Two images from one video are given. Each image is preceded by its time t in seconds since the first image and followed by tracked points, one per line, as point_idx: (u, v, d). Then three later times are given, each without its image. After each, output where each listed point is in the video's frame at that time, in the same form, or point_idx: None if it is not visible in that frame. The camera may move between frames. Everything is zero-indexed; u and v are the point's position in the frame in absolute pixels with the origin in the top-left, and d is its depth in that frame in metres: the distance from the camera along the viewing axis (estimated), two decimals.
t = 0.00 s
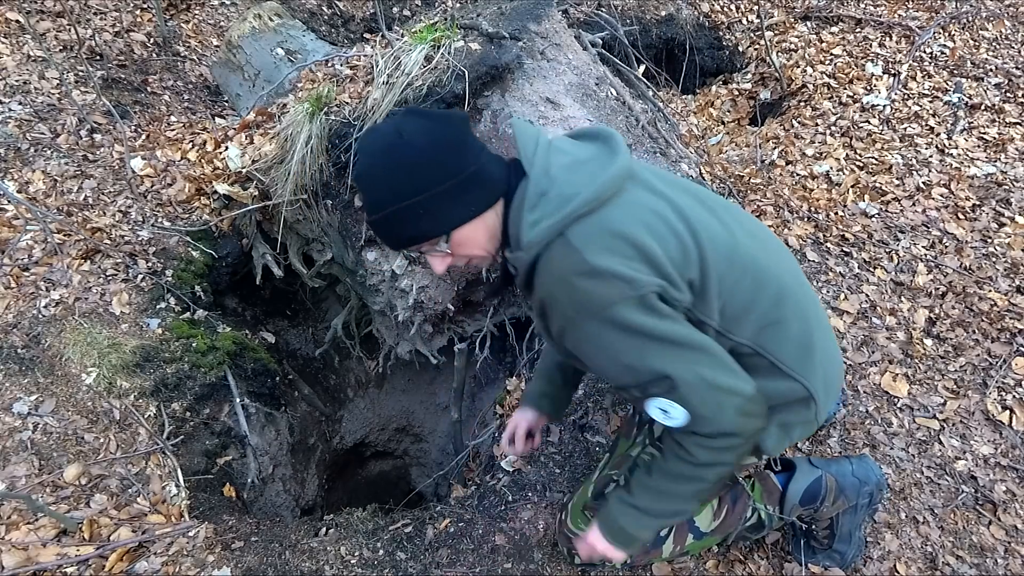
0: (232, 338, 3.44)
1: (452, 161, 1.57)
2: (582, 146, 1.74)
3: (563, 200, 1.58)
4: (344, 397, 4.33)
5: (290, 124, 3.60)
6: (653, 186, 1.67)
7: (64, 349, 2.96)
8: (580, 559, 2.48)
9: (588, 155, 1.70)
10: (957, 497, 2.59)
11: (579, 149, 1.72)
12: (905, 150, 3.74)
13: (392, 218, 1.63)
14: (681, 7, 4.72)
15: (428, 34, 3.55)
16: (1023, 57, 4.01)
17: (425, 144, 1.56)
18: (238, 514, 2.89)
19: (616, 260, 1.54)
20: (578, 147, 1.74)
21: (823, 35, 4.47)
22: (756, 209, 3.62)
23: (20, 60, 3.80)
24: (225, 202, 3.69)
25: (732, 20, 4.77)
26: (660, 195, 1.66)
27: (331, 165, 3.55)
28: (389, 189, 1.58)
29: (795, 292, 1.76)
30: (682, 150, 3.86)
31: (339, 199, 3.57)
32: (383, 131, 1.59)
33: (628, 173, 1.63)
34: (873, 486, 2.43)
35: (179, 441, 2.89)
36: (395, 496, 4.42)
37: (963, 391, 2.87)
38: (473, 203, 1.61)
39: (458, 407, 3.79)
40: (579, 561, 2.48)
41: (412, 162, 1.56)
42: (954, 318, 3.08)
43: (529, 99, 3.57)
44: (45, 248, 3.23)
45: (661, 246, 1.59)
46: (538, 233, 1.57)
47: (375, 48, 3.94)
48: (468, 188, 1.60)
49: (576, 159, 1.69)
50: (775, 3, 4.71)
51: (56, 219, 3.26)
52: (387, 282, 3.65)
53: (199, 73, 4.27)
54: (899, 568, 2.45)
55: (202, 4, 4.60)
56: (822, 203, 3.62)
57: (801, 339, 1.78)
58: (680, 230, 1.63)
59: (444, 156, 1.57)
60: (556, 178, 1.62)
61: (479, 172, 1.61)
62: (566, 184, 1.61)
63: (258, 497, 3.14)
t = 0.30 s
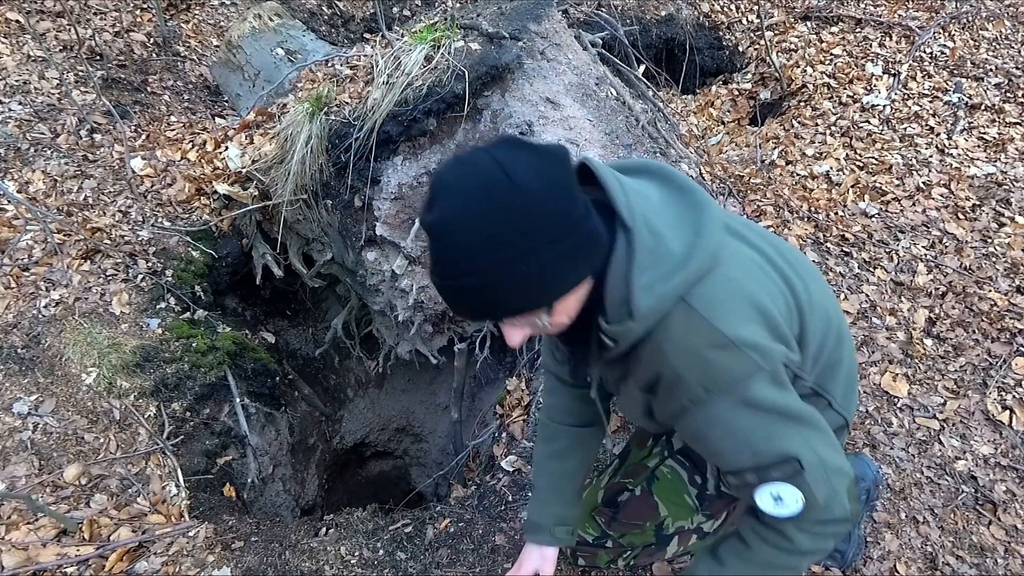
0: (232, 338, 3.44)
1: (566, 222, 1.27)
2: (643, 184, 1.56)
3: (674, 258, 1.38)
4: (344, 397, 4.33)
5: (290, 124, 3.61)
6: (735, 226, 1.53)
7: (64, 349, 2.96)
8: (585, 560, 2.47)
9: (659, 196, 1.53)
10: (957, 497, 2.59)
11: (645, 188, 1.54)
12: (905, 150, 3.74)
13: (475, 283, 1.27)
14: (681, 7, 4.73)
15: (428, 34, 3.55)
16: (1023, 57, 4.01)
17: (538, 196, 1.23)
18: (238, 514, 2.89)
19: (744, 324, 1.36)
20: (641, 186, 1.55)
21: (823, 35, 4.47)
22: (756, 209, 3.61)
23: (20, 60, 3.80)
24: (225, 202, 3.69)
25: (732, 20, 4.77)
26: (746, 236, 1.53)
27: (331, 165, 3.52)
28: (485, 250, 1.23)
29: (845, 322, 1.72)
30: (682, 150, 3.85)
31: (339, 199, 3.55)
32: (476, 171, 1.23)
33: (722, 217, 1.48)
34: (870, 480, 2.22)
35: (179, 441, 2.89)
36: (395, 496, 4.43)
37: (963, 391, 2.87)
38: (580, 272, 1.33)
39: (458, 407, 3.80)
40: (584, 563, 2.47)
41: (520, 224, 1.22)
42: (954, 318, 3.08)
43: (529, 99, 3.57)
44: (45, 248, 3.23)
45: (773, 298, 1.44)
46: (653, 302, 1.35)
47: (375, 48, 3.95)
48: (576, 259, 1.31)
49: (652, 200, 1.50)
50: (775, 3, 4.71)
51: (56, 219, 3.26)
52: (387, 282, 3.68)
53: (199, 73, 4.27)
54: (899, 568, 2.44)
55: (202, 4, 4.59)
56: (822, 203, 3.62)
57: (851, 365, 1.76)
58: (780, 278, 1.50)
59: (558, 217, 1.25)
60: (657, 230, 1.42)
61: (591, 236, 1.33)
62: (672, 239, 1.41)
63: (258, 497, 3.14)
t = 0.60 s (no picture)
0: (232, 339, 3.45)
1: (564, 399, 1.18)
2: (622, 292, 1.47)
3: (677, 411, 1.35)
4: (344, 397, 4.33)
5: (290, 124, 3.61)
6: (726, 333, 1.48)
7: (64, 349, 2.96)
8: (588, 561, 2.48)
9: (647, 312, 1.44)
10: (957, 497, 2.60)
11: (628, 301, 1.45)
12: (905, 150, 3.74)
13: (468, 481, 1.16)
14: (681, 8, 4.73)
15: (428, 34, 3.55)
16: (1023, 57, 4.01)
17: (530, 385, 1.12)
18: (239, 514, 2.89)
19: (744, 460, 1.39)
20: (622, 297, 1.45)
21: (823, 35, 4.47)
22: (756, 209, 3.60)
23: (20, 60, 3.80)
24: (225, 202, 3.69)
25: (732, 20, 4.77)
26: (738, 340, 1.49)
27: (331, 165, 3.55)
28: (482, 453, 1.12)
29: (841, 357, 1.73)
30: (683, 150, 3.85)
31: (339, 199, 3.58)
32: (452, 366, 1.12)
33: (716, 336, 1.43)
34: (866, 477, 2.35)
35: (179, 441, 2.89)
36: (395, 496, 4.31)
37: (963, 391, 2.87)
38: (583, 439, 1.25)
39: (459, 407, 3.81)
40: (587, 564, 2.48)
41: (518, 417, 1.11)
42: (954, 318, 3.08)
43: (529, 99, 3.57)
44: (45, 248, 3.23)
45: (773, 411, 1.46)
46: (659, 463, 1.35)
47: (375, 48, 3.95)
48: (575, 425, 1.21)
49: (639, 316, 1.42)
50: (775, 3, 4.70)
51: (56, 219, 3.26)
52: (387, 282, 3.71)
53: (199, 73, 4.27)
54: (899, 568, 2.46)
55: (202, 4, 4.59)
56: (822, 203, 3.62)
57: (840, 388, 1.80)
58: (775, 390, 1.47)
59: (555, 390, 1.16)
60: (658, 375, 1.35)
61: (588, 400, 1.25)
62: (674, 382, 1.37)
63: (258, 497, 3.14)
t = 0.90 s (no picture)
0: (232, 339, 3.46)
1: None
2: (449, 455, 1.16)
3: None
4: (344, 397, 4.34)
5: (290, 123, 3.60)
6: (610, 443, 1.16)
7: (64, 349, 2.95)
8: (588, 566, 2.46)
9: (497, 461, 1.15)
10: (957, 497, 2.60)
11: (460, 464, 1.14)
12: (905, 150, 3.74)
13: None
14: (681, 8, 4.73)
15: (428, 34, 3.55)
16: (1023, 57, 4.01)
17: None
18: (239, 514, 2.89)
19: None
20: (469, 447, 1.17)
21: (823, 35, 4.47)
22: (756, 209, 3.59)
23: (20, 60, 3.80)
24: (225, 202, 3.69)
25: (732, 20, 4.76)
26: (606, 442, 1.17)
27: (331, 165, 3.55)
28: None
29: (761, 365, 1.39)
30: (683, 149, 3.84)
31: (339, 199, 3.59)
32: None
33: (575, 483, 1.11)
34: (848, 457, 2.46)
35: (179, 441, 2.89)
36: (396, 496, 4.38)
37: (963, 391, 2.87)
38: None
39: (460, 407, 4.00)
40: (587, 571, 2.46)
41: None
42: (954, 318, 3.08)
43: (529, 99, 3.57)
44: (45, 248, 3.23)
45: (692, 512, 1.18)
46: None
47: (375, 48, 3.95)
48: None
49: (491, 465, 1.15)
50: (775, 3, 4.70)
51: (56, 219, 3.25)
52: (387, 282, 3.72)
53: (199, 73, 4.26)
54: (899, 568, 2.47)
55: (202, 4, 4.59)
56: (822, 203, 3.62)
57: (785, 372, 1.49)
58: (678, 504, 1.17)
59: None
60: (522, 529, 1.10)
61: None
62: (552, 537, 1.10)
63: (258, 497, 3.14)
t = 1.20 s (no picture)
0: (232, 339, 3.46)
1: None
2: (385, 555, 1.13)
3: None
4: (344, 397, 4.34)
5: (290, 123, 3.61)
6: (544, 513, 1.09)
7: (64, 349, 2.95)
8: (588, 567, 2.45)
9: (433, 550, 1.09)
10: (957, 497, 2.60)
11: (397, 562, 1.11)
12: (905, 150, 3.74)
13: None
14: (681, 8, 4.72)
15: (428, 34, 3.55)
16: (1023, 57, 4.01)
17: None
18: (239, 514, 2.89)
19: None
20: (401, 542, 1.13)
21: (823, 35, 4.47)
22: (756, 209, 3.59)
23: (20, 60, 3.80)
24: (225, 202, 3.69)
25: (732, 20, 4.75)
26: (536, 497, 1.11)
27: (331, 165, 3.55)
28: None
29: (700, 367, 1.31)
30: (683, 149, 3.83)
31: (339, 199, 3.59)
32: None
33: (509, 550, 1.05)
34: (834, 442, 2.50)
35: (179, 441, 2.90)
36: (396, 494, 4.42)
37: (963, 391, 2.87)
38: None
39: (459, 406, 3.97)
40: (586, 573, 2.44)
41: None
42: (954, 318, 3.08)
43: (529, 99, 3.57)
44: (45, 248, 3.22)
45: (659, 559, 1.10)
46: None
47: (375, 48, 3.95)
48: None
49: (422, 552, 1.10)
50: (775, 3, 4.69)
51: (56, 219, 3.25)
52: (387, 282, 3.72)
53: (199, 73, 4.27)
54: (899, 568, 2.47)
55: (202, 4, 4.59)
56: (822, 203, 3.62)
57: (746, 358, 1.37)
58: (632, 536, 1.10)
59: None
60: None
61: None
62: None
63: (258, 497, 3.14)
